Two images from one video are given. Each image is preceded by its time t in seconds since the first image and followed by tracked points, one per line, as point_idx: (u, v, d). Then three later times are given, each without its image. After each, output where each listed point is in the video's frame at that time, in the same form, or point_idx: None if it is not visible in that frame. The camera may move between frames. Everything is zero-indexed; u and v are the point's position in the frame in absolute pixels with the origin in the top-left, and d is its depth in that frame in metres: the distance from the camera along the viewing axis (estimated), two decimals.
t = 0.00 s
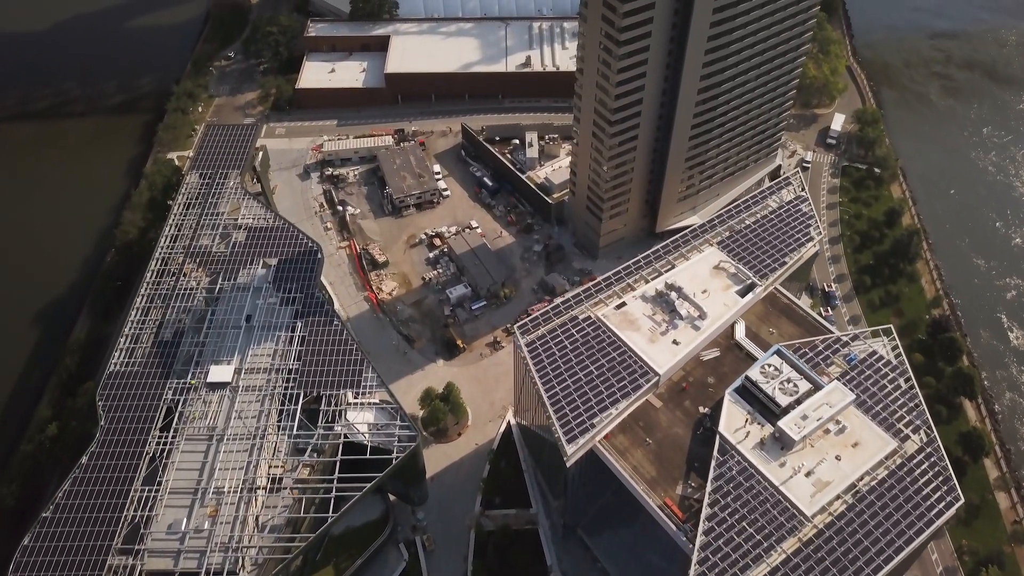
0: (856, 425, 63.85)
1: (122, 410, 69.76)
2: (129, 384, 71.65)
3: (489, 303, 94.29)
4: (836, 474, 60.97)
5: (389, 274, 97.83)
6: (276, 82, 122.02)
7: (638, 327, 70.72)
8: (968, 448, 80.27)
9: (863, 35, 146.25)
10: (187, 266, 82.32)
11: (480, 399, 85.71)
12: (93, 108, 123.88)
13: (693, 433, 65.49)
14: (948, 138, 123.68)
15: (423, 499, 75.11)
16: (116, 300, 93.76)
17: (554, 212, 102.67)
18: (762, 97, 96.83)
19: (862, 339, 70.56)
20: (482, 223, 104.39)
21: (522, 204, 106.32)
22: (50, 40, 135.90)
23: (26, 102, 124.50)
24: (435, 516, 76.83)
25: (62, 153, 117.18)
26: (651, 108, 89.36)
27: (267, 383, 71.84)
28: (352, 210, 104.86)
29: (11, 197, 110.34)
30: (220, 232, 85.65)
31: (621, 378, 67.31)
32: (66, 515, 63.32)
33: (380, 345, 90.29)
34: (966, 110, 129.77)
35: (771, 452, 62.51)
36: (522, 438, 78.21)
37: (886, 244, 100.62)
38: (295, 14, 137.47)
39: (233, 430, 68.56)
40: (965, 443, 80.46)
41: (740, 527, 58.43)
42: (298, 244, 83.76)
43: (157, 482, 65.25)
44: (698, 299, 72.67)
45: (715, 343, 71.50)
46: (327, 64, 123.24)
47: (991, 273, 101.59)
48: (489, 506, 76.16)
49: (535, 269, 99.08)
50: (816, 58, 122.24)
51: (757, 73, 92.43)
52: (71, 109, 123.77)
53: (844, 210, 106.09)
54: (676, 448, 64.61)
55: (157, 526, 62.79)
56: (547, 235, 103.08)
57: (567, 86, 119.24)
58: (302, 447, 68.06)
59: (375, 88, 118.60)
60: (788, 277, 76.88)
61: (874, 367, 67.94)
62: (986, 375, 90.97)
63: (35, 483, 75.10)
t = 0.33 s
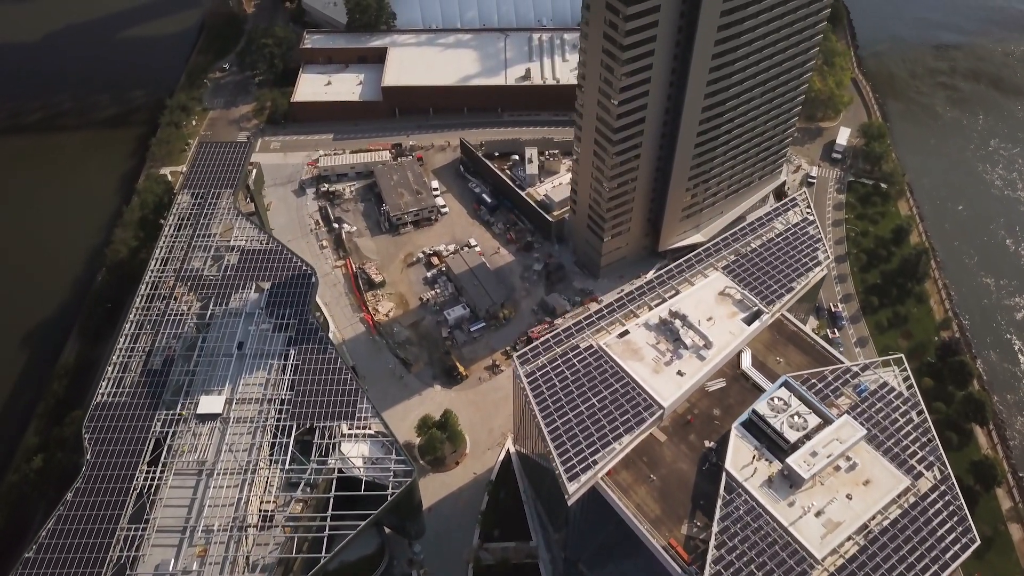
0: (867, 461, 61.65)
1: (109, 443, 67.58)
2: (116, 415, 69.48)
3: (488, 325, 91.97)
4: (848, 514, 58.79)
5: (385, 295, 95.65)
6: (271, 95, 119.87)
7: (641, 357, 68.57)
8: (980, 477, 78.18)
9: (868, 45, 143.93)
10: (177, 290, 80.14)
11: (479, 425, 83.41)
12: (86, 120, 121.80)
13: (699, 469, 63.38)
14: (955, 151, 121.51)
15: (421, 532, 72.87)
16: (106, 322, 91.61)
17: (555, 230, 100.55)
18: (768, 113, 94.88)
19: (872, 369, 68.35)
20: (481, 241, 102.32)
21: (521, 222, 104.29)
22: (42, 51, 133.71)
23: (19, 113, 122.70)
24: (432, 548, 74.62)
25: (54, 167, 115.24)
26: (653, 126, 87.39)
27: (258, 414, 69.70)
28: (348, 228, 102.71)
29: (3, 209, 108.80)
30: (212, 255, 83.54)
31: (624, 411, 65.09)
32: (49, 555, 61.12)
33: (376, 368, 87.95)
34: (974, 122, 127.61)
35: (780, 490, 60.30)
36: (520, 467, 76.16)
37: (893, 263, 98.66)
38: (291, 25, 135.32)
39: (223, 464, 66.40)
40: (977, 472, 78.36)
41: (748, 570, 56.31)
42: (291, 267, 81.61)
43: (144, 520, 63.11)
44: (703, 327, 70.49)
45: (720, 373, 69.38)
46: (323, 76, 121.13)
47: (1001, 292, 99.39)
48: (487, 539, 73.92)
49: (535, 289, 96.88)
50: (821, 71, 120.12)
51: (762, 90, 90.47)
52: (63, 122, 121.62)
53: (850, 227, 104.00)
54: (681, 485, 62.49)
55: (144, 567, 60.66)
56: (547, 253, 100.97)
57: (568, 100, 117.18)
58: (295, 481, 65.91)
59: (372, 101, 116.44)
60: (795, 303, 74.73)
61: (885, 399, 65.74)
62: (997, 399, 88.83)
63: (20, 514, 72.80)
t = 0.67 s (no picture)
0: (880, 500, 59.43)
1: (95, 478, 65.35)
2: (102, 449, 67.27)
3: (487, 347, 89.64)
4: (860, 555, 56.61)
5: (382, 315, 93.40)
6: (266, 108, 117.75)
7: (645, 389, 66.42)
8: (993, 507, 76.08)
9: (872, 54, 141.79)
10: (167, 315, 77.97)
11: (477, 453, 81.16)
12: (78, 133, 119.52)
13: (705, 506, 61.18)
14: (962, 163, 119.35)
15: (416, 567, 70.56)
16: (96, 345, 89.39)
17: (555, 248, 98.40)
18: (773, 131, 92.81)
19: (883, 401, 66.34)
20: (479, 258, 100.23)
21: (521, 239, 102.18)
22: (33, 61, 131.46)
23: (10, 125, 120.48)
24: None
25: (45, 181, 112.97)
26: (656, 145, 85.31)
27: (249, 447, 67.53)
28: (344, 245, 100.55)
29: None
30: (203, 278, 81.39)
31: (627, 446, 62.90)
32: None
33: (372, 393, 85.70)
34: (981, 134, 125.40)
35: (789, 530, 58.16)
36: (519, 495, 73.75)
37: (900, 283, 96.62)
38: (287, 36, 133.26)
39: (213, 500, 64.20)
40: (989, 503, 76.28)
41: None
42: (284, 291, 79.49)
43: (130, 560, 60.84)
44: (709, 356, 68.35)
45: (726, 405, 67.28)
46: (319, 89, 119.00)
47: (1011, 312, 97.18)
48: (486, 573, 71.59)
49: (535, 309, 94.57)
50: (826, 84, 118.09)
51: (768, 107, 88.43)
52: (55, 135, 119.37)
53: (856, 244, 101.94)
54: (686, 523, 60.30)
55: None
56: (547, 272, 98.77)
57: (568, 113, 115.16)
58: (287, 517, 63.72)
59: (369, 115, 114.32)
60: (803, 330, 72.65)
61: (897, 432, 63.65)
62: (1008, 423, 86.70)
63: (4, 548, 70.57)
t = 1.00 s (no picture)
0: (892, 540, 57.22)
1: (79, 515, 63.17)
2: (88, 484, 65.09)
3: (486, 370, 87.35)
4: None
5: (378, 337, 91.17)
6: (261, 121, 115.69)
7: (649, 423, 64.29)
8: (1007, 539, 73.93)
9: (877, 64, 139.70)
10: (157, 341, 75.85)
11: (476, 482, 78.91)
12: (69, 147, 117.31)
13: (711, 546, 59.14)
14: (970, 177, 117.28)
15: None
16: (85, 369, 86.96)
17: (555, 267, 96.19)
18: (779, 149, 90.76)
19: (894, 434, 64.33)
20: (478, 277, 98.11)
21: (520, 257, 100.07)
22: (25, 72, 129.18)
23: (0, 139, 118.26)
24: None
25: (36, 197, 110.83)
26: (659, 165, 83.12)
27: (240, 481, 65.34)
28: (340, 264, 98.49)
29: None
30: (195, 303, 79.28)
31: (630, 483, 60.69)
32: None
33: (367, 419, 83.46)
34: (988, 147, 123.29)
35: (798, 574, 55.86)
36: (518, 528, 71.32)
37: (907, 303, 94.60)
38: (283, 47, 131.24)
39: (201, 538, 61.92)
40: (1002, 534, 74.18)
41: None
42: (277, 317, 77.47)
43: None
44: (714, 388, 66.22)
45: (732, 438, 65.15)
46: (315, 102, 116.91)
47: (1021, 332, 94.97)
48: None
49: (534, 330, 92.19)
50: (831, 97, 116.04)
51: (773, 126, 86.42)
52: (46, 149, 117.12)
53: (862, 263, 99.87)
54: (692, 564, 58.23)
55: None
56: (547, 291, 96.52)
57: (568, 127, 113.16)
58: (278, 556, 61.33)
59: (366, 129, 112.17)
60: (810, 359, 70.57)
61: (909, 468, 61.61)
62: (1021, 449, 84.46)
63: None
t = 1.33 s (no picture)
0: None
1: (64, 556, 61.02)
2: (74, 522, 62.95)
3: (484, 396, 85.20)
4: None
5: (375, 361, 89.00)
6: (256, 136, 113.56)
7: (653, 460, 62.19)
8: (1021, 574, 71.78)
9: (882, 75, 137.69)
10: (146, 370, 73.70)
11: (474, 514, 76.65)
12: (60, 162, 115.11)
13: None
14: (978, 192, 115.14)
15: None
16: (75, 398, 84.36)
17: (556, 288, 94.05)
18: (784, 169, 88.80)
19: (907, 470, 62.21)
20: (477, 298, 95.96)
21: (520, 277, 97.89)
22: (17, 84, 127.15)
23: None
24: None
25: (26, 213, 108.71)
26: (663, 187, 81.01)
27: (230, 519, 63.16)
28: (336, 284, 96.36)
29: None
30: (186, 330, 77.14)
31: (635, 523, 58.50)
32: None
33: (363, 447, 81.38)
34: (996, 160, 121.16)
35: None
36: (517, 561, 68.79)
37: (915, 325, 92.56)
38: (279, 59, 129.20)
39: None
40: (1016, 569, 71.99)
41: None
42: (270, 345, 75.37)
43: None
44: (721, 422, 64.08)
45: (739, 474, 62.93)
46: (311, 115, 114.87)
47: None
48: None
49: (535, 354, 89.90)
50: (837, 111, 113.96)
51: (779, 146, 84.55)
52: (36, 163, 114.91)
53: (869, 282, 97.75)
54: None
55: None
56: (547, 312, 94.25)
57: (569, 142, 111.14)
58: None
59: (363, 144, 110.08)
60: (819, 390, 68.46)
61: (923, 507, 59.51)
62: None
63: None
